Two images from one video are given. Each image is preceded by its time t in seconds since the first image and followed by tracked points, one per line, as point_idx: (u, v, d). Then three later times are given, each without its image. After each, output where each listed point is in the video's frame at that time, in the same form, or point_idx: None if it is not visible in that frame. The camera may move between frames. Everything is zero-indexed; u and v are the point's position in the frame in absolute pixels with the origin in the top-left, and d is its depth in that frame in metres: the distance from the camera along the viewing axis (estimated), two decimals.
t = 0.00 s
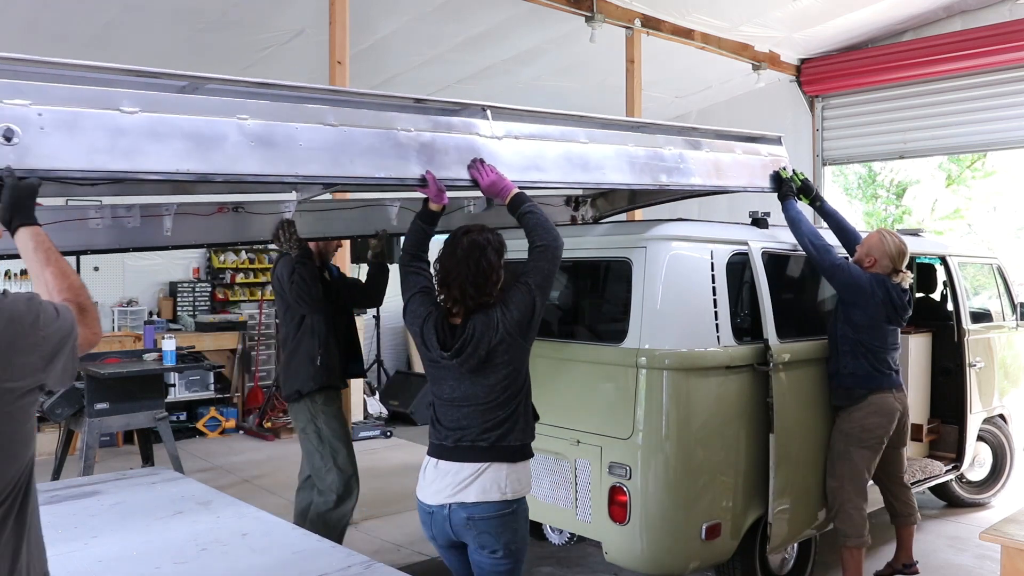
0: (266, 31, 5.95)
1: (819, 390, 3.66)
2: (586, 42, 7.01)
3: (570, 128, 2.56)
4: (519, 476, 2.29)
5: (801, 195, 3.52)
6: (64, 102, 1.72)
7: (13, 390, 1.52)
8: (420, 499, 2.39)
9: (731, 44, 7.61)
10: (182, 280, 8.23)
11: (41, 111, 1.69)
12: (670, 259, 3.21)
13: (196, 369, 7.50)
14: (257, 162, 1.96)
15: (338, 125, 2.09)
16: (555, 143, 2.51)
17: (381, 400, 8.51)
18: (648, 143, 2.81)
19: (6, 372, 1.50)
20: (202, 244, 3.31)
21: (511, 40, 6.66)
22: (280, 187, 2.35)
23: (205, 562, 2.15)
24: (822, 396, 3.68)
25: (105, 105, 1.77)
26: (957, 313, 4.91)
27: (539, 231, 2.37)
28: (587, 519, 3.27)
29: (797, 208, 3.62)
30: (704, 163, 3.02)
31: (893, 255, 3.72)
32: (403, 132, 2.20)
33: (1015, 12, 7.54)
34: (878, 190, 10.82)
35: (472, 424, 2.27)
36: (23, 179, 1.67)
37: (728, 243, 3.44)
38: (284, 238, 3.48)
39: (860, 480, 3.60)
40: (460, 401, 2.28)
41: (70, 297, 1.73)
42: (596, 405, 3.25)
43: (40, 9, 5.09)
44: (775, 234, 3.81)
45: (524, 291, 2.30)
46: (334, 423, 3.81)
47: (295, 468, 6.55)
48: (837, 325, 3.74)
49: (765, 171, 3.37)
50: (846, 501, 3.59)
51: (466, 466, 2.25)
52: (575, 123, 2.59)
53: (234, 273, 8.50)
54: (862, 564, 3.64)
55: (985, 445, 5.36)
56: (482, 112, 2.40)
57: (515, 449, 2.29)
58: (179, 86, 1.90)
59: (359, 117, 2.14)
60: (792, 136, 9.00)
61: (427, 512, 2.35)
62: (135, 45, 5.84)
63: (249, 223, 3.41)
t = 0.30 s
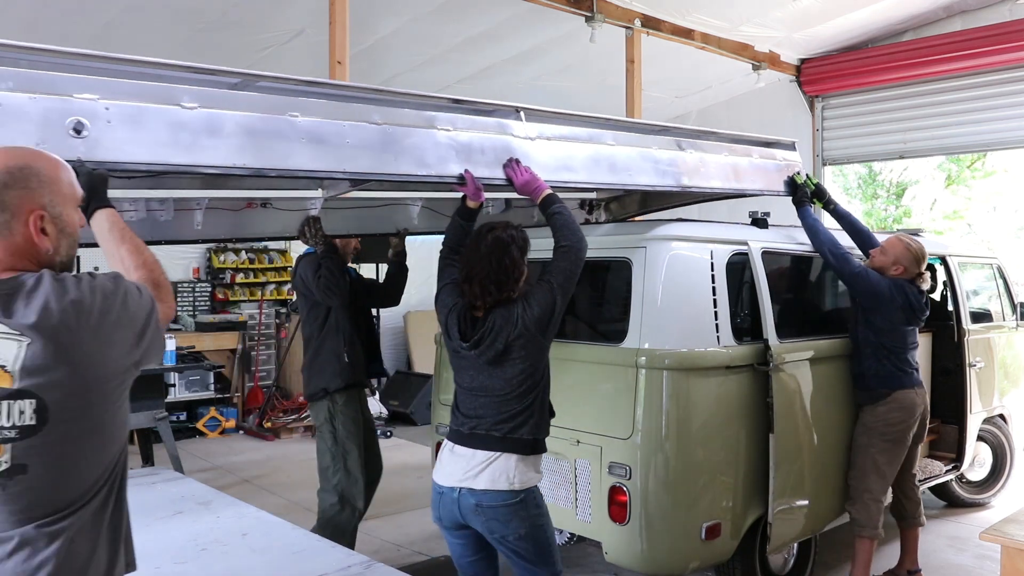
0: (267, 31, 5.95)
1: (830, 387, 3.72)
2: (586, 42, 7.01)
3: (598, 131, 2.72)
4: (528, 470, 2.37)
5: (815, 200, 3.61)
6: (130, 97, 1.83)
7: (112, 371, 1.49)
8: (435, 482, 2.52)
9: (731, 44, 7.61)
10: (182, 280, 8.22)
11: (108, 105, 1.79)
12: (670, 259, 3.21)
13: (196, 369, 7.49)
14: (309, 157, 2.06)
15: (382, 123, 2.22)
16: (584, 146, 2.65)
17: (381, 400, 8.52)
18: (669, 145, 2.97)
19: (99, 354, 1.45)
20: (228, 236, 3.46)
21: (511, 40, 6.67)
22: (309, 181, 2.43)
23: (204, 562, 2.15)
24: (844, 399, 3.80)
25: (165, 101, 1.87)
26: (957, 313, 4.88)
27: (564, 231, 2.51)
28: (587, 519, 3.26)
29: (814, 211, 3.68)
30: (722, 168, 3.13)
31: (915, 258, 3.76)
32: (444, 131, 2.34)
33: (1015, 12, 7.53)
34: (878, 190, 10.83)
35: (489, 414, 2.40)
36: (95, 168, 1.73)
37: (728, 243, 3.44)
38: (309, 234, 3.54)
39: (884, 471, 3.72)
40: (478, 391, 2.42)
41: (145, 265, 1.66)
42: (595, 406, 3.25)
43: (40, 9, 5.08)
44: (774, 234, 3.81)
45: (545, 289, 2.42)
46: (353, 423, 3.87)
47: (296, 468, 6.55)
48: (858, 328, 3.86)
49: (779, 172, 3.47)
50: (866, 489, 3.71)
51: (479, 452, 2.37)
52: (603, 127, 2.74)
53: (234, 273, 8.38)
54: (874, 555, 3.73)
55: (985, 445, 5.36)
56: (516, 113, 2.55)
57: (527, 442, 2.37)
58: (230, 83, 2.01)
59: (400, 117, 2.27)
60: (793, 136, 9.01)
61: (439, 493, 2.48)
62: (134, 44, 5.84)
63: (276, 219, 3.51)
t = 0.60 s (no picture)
0: (267, 31, 5.94)
1: (834, 384, 3.76)
2: (586, 42, 7.01)
3: (622, 132, 2.75)
4: (588, 459, 2.48)
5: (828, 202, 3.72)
6: (185, 97, 1.88)
7: (197, 373, 1.56)
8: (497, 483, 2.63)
9: (731, 44, 7.62)
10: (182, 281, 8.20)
11: (165, 105, 1.84)
12: (670, 259, 3.21)
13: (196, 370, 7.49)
14: (354, 157, 2.11)
15: (421, 125, 2.26)
16: (609, 145, 2.69)
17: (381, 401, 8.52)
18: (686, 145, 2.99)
19: (185, 357, 1.52)
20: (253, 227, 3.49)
21: (512, 40, 6.67)
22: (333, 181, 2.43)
23: (204, 562, 2.15)
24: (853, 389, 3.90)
25: (219, 102, 1.92)
26: (956, 313, 4.88)
27: (602, 224, 2.59)
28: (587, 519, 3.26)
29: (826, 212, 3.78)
30: (741, 170, 3.16)
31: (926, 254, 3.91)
32: (480, 133, 2.37)
33: (1015, 12, 7.53)
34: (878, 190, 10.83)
35: (545, 408, 2.50)
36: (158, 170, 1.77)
37: (728, 243, 3.44)
38: (333, 228, 3.52)
39: (903, 462, 3.86)
40: (536, 385, 2.51)
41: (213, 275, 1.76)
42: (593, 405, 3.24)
43: (41, 9, 5.09)
44: (775, 234, 3.81)
45: (591, 279, 2.54)
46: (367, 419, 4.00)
47: (296, 468, 6.56)
48: (869, 325, 3.95)
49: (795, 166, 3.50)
50: (891, 487, 3.85)
51: (541, 447, 2.47)
52: (627, 128, 2.78)
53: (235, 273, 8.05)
54: (905, 547, 3.89)
55: (985, 445, 5.36)
56: (545, 116, 2.59)
57: (585, 432, 2.49)
58: (276, 83, 2.05)
59: (440, 118, 2.31)
60: (792, 136, 9.02)
61: (504, 491, 2.59)
62: (135, 44, 5.84)
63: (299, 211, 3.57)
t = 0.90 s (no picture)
0: (267, 31, 5.95)
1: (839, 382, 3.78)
2: (586, 42, 7.01)
3: (647, 135, 2.91)
4: (620, 453, 2.67)
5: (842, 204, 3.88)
6: (235, 98, 2.02)
7: (303, 361, 1.79)
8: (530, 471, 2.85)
9: (731, 44, 7.62)
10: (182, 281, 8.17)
11: (218, 105, 1.98)
12: (670, 259, 3.21)
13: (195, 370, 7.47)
14: (393, 158, 2.25)
15: (458, 126, 2.41)
16: (635, 147, 2.86)
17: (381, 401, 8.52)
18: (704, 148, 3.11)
19: (294, 343, 1.74)
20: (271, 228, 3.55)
21: (512, 40, 6.67)
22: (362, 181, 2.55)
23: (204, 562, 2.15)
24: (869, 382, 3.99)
25: (273, 103, 2.07)
26: (957, 313, 4.86)
27: (629, 224, 2.79)
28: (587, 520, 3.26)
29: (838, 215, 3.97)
30: (758, 171, 3.29)
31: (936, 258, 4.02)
32: (512, 134, 2.53)
33: (1015, 12, 7.53)
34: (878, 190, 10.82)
35: (580, 402, 2.70)
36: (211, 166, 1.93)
37: (728, 243, 3.44)
38: (358, 230, 3.50)
39: (911, 461, 3.94)
40: (573, 379, 2.71)
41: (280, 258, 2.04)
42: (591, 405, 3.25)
43: (41, 9, 5.09)
44: (774, 233, 3.81)
45: (628, 277, 2.74)
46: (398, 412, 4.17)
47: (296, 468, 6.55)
48: (880, 325, 4.04)
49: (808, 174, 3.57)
50: (896, 482, 3.93)
51: (575, 441, 2.67)
52: (651, 131, 2.94)
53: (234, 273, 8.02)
54: (904, 544, 3.99)
55: (985, 445, 5.35)
56: (573, 118, 2.73)
57: (618, 426, 2.68)
58: (318, 85, 2.18)
59: (474, 120, 2.46)
60: (792, 136, 9.02)
61: (536, 481, 2.80)
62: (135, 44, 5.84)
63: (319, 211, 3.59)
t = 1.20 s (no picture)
0: (267, 31, 5.94)
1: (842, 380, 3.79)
2: (586, 42, 7.01)
3: (668, 137, 3.01)
4: (644, 446, 2.74)
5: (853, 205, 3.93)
6: (285, 99, 2.11)
7: (352, 367, 1.86)
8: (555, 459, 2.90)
9: (731, 44, 7.62)
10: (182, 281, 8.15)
11: (269, 105, 2.07)
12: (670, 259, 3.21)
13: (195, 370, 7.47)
14: (431, 158, 2.34)
15: (491, 126, 2.51)
16: (657, 149, 2.96)
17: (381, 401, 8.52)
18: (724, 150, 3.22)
19: (345, 345, 1.81)
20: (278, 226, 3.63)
21: (513, 41, 6.67)
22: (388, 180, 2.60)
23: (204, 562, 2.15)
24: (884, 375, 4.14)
25: (318, 104, 2.16)
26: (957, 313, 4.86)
27: (656, 221, 2.85)
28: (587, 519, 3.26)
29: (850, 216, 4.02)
30: (773, 173, 3.37)
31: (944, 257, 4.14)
32: (542, 134, 2.63)
33: (1015, 12, 7.53)
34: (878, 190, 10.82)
35: (608, 395, 2.75)
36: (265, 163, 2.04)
37: (728, 243, 3.44)
38: (380, 227, 3.46)
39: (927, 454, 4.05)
40: (600, 373, 2.77)
41: (329, 258, 2.09)
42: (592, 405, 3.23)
43: (42, 9, 5.09)
44: (774, 234, 3.81)
45: (656, 276, 2.78)
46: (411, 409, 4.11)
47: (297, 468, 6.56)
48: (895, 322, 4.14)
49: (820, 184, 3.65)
50: (910, 477, 4.05)
51: (603, 432, 2.74)
52: (671, 133, 3.04)
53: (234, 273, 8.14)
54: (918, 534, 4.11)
55: (985, 445, 5.36)
56: (600, 120, 2.83)
57: (643, 418, 2.74)
58: (358, 87, 2.27)
59: (506, 121, 2.56)
60: (792, 136, 9.03)
61: (559, 469, 2.85)
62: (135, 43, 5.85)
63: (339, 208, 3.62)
